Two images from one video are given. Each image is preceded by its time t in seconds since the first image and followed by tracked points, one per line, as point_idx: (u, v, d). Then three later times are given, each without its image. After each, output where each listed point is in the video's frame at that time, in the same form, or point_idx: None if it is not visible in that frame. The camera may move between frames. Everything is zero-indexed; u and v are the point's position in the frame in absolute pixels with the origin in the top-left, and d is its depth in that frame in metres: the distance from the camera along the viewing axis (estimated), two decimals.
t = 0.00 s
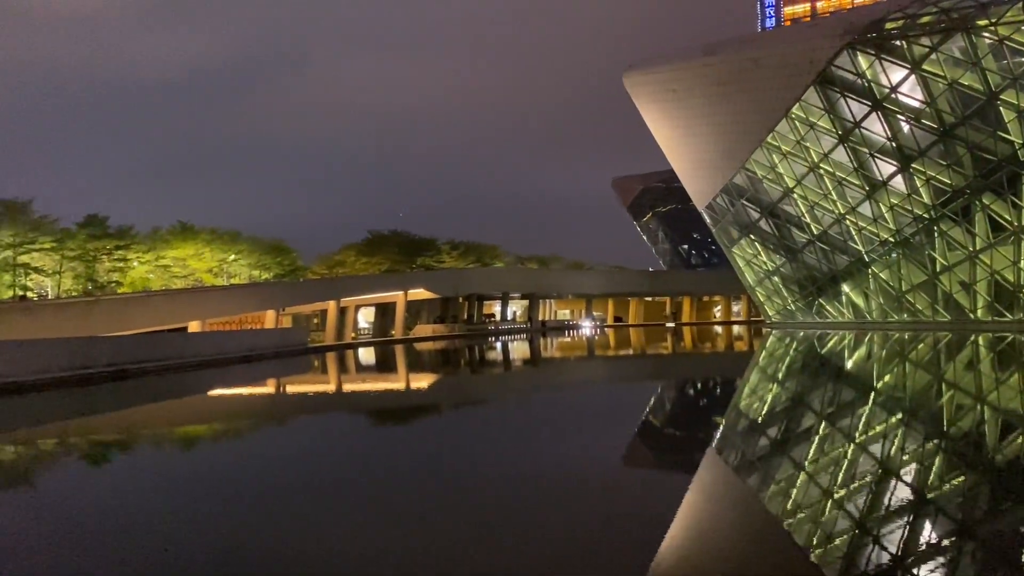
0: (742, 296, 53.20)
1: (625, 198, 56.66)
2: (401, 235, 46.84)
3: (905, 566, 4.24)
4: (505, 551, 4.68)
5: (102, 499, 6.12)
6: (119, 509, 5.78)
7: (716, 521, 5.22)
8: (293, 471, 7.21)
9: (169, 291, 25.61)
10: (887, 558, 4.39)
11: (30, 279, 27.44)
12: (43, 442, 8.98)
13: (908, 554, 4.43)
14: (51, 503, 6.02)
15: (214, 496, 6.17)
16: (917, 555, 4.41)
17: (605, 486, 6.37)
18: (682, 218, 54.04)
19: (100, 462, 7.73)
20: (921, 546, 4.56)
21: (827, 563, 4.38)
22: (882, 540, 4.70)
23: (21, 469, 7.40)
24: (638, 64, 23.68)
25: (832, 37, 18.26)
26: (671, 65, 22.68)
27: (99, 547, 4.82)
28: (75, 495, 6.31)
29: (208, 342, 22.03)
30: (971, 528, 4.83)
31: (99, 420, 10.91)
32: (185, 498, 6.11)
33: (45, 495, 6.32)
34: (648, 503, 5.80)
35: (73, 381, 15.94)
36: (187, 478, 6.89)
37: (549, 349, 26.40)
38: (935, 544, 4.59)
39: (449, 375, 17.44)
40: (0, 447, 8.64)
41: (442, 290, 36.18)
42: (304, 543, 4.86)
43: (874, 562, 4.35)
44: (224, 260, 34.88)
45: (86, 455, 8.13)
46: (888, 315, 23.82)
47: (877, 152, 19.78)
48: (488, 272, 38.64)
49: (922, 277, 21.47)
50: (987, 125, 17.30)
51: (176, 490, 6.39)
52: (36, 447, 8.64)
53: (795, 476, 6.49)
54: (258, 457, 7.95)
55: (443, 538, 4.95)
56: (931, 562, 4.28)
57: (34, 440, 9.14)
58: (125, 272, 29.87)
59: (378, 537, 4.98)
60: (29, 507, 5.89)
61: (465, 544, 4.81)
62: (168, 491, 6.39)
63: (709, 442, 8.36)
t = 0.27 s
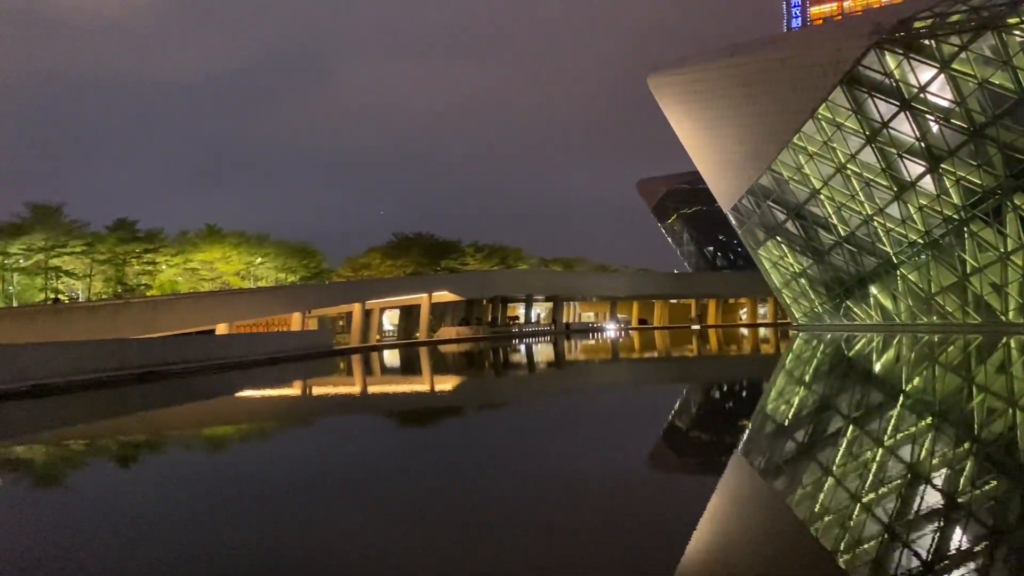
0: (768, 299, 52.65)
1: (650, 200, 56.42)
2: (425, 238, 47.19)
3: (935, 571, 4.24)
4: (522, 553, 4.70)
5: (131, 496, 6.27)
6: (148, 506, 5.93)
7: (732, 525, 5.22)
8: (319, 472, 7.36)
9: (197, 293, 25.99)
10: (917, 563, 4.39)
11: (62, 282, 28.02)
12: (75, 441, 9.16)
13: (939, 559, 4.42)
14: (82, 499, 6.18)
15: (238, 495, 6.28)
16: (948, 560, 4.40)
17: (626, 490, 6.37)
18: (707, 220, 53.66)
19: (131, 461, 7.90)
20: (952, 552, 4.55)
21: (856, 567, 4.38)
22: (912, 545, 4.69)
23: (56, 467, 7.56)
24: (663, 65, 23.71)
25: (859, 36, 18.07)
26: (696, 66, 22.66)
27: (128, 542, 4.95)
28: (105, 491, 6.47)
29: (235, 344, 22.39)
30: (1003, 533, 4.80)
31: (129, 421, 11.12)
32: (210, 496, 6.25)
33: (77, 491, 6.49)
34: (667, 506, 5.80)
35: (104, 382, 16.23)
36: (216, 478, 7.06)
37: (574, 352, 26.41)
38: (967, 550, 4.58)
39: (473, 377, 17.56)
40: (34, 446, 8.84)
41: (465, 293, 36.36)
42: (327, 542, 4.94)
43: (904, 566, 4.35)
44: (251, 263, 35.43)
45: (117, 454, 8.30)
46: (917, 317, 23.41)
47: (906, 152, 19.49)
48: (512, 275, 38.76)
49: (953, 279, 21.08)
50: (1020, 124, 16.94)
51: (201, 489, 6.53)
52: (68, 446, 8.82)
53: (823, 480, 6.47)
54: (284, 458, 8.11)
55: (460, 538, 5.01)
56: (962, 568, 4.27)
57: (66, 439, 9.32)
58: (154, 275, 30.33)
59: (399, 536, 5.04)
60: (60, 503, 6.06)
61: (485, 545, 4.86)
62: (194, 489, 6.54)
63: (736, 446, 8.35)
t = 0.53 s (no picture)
0: (796, 301, 52.01)
1: (675, 201, 56.13)
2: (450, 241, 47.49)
3: None
4: (532, 554, 4.79)
5: (157, 495, 6.48)
6: (172, 504, 6.13)
7: (743, 529, 5.25)
8: (344, 472, 7.51)
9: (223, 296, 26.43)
10: (948, 568, 4.38)
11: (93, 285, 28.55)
12: (106, 442, 9.42)
13: (971, 565, 4.41)
14: (110, 497, 6.40)
15: (260, 495, 6.46)
16: (980, 566, 4.39)
17: (642, 493, 6.42)
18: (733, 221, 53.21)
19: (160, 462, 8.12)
20: (984, 558, 4.53)
21: (886, 571, 4.39)
22: (943, 551, 4.68)
23: (88, 467, 7.78)
24: (688, 66, 23.86)
25: (887, 35, 17.88)
26: (721, 66, 22.80)
27: (151, 539, 5.12)
28: (134, 490, 6.69)
29: (263, 346, 22.77)
30: None
31: (158, 422, 11.38)
32: (233, 496, 6.43)
33: (107, 490, 6.71)
34: (685, 510, 5.84)
35: (134, 384, 16.60)
36: (243, 477, 7.25)
37: (598, 354, 26.39)
38: (999, 556, 4.56)
39: (498, 380, 17.67)
40: (67, 446, 9.10)
41: (490, 295, 36.51)
42: (339, 541, 5.07)
43: (935, 572, 4.35)
44: (277, 266, 35.99)
45: (148, 455, 8.53)
46: (947, 319, 22.94)
47: (935, 152, 19.15)
48: (537, 277, 38.83)
49: (984, 280, 20.64)
50: None
51: (224, 488, 6.72)
52: (100, 447, 9.07)
53: (852, 484, 6.45)
54: (309, 459, 8.28)
55: (474, 539, 5.11)
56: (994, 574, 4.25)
57: (97, 440, 9.58)
58: (182, 277, 30.86)
59: (415, 537, 5.16)
60: (89, 500, 6.28)
61: (495, 545, 4.96)
62: (218, 489, 6.74)
63: (763, 449, 8.34)
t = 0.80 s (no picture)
0: (824, 303, 51.35)
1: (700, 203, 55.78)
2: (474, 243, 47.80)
3: None
4: (536, 555, 4.86)
5: (178, 495, 6.67)
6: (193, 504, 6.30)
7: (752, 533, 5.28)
8: (367, 474, 7.65)
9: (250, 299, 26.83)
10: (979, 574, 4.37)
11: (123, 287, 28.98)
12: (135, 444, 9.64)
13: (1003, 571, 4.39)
14: (134, 497, 6.60)
15: (278, 496, 6.61)
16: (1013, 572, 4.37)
17: (655, 497, 6.46)
18: (759, 223, 52.71)
19: (185, 463, 8.32)
20: (1016, 564, 4.52)
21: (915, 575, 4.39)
22: (974, 556, 4.67)
23: (115, 468, 7.99)
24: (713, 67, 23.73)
25: (915, 34, 17.65)
26: (746, 67, 22.61)
27: (168, 537, 5.30)
28: (157, 490, 6.89)
29: (289, 348, 23.11)
30: None
31: (186, 424, 11.62)
32: (252, 496, 6.59)
33: (132, 490, 6.91)
34: (707, 514, 5.86)
35: (162, 386, 16.90)
36: (268, 479, 7.41)
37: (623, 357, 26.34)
38: None
39: (522, 382, 17.76)
40: (97, 447, 9.36)
41: (514, 297, 36.64)
42: (349, 540, 5.20)
43: None
44: (303, 268, 36.50)
45: (176, 456, 8.75)
46: (978, 322, 22.39)
47: (965, 152, 18.84)
48: (561, 280, 38.88)
49: (1016, 281, 19.98)
50: None
51: (243, 489, 6.89)
52: (128, 448, 9.32)
53: (880, 488, 6.44)
54: (333, 461, 8.44)
55: (492, 539, 5.20)
56: None
57: (126, 441, 9.84)
58: (209, 281, 31.07)
59: (438, 537, 5.27)
60: (117, 500, 6.48)
61: (502, 547, 5.04)
62: (237, 490, 6.91)
63: (790, 452, 8.33)
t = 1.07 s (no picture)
0: (853, 305, 50.63)
1: (726, 204, 55.36)
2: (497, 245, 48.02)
3: None
4: (556, 557, 4.96)
5: (202, 495, 6.90)
6: (216, 504, 6.52)
7: (761, 539, 5.33)
8: (391, 475, 7.81)
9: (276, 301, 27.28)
10: None
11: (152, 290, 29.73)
12: (164, 445, 9.92)
13: None
14: (161, 497, 6.84)
15: (297, 497, 6.80)
16: None
17: (669, 501, 6.52)
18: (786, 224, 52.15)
19: (211, 464, 8.56)
20: None
21: None
22: (1005, 562, 4.67)
23: (144, 469, 8.27)
24: (739, 67, 23.53)
25: (944, 33, 17.41)
26: (772, 67, 22.32)
27: (190, 536, 5.50)
28: (182, 490, 7.12)
29: (315, 350, 23.46)
30: None
31: (214, 425, 11.91)
32: (272, 498, 6.78)
33: (158, 490, 7.15)
34: (727, 518, 5.91)
35: (190, 387, 17.27)
36: (294, 480, 7.60)
37: (648, 359, 26.30)
38: None
39: (546, 384, 17.84)
40: (128, 448, 9.67)
41: (538, 300, 36.73)
42: (363, 541, 5.35)
43: None
44: (330, 271, 37.00)
45: (205, 457, 9.00)
46: (1010, 325, 21.91)
47: (997, 152, 18.53)
48: (585, 282, 38.86)
49: None
50: None
51: (265, 491, 7.09)
52: (158, 449, 9.62)
53: (910, 492, 6.43)
54: (357, 462, 8.62)
55: (511, 541, 5.32)
56: None
57: (155, 442, 10.14)
58: (236, 284, 31.64)
59: (459, 538, 5.40)
60: (149, 500, 6.71)
61: (521, 549, 5.15)
62: (260, 491, 7.12)
63: (817, 455, 8.32)
